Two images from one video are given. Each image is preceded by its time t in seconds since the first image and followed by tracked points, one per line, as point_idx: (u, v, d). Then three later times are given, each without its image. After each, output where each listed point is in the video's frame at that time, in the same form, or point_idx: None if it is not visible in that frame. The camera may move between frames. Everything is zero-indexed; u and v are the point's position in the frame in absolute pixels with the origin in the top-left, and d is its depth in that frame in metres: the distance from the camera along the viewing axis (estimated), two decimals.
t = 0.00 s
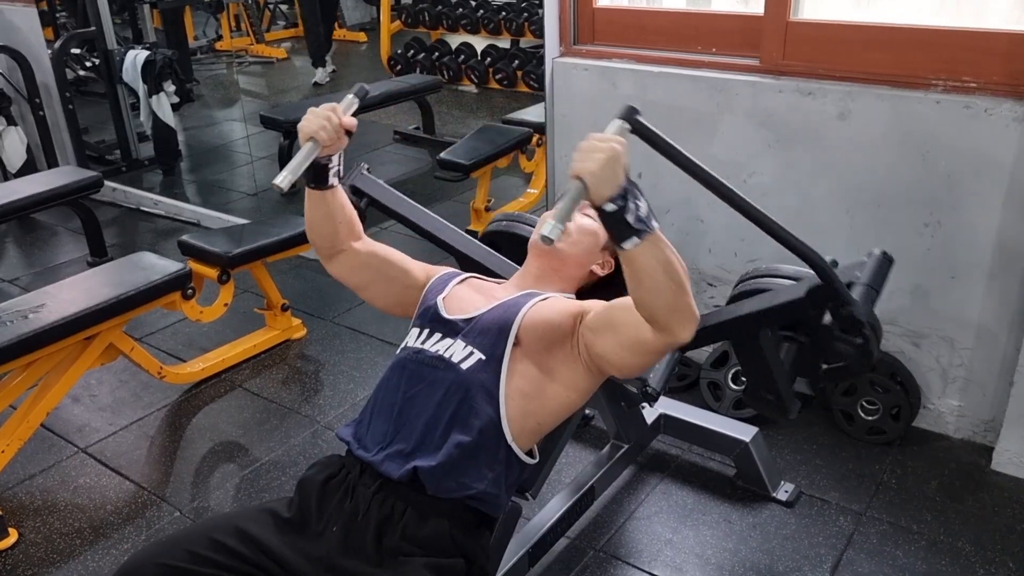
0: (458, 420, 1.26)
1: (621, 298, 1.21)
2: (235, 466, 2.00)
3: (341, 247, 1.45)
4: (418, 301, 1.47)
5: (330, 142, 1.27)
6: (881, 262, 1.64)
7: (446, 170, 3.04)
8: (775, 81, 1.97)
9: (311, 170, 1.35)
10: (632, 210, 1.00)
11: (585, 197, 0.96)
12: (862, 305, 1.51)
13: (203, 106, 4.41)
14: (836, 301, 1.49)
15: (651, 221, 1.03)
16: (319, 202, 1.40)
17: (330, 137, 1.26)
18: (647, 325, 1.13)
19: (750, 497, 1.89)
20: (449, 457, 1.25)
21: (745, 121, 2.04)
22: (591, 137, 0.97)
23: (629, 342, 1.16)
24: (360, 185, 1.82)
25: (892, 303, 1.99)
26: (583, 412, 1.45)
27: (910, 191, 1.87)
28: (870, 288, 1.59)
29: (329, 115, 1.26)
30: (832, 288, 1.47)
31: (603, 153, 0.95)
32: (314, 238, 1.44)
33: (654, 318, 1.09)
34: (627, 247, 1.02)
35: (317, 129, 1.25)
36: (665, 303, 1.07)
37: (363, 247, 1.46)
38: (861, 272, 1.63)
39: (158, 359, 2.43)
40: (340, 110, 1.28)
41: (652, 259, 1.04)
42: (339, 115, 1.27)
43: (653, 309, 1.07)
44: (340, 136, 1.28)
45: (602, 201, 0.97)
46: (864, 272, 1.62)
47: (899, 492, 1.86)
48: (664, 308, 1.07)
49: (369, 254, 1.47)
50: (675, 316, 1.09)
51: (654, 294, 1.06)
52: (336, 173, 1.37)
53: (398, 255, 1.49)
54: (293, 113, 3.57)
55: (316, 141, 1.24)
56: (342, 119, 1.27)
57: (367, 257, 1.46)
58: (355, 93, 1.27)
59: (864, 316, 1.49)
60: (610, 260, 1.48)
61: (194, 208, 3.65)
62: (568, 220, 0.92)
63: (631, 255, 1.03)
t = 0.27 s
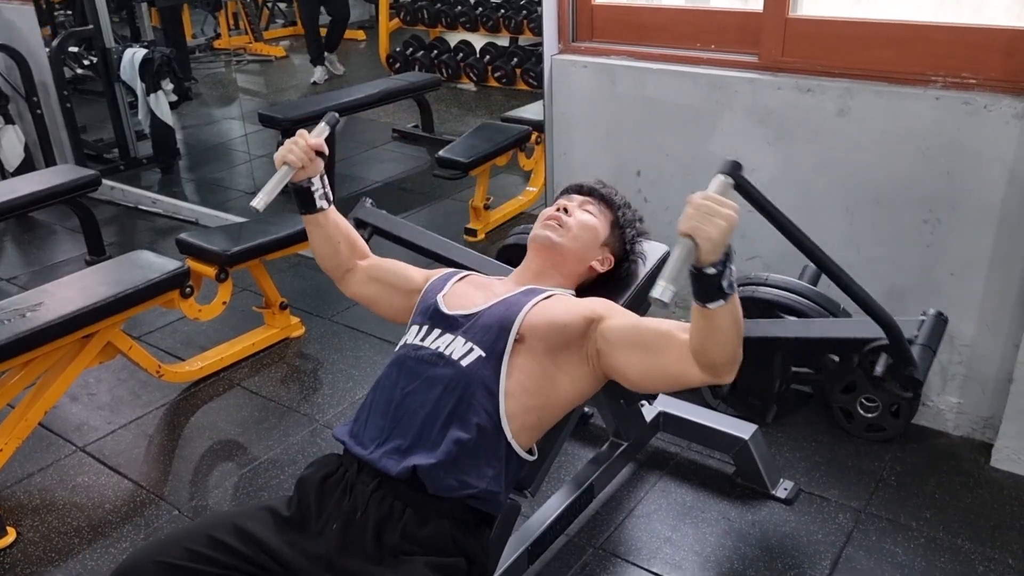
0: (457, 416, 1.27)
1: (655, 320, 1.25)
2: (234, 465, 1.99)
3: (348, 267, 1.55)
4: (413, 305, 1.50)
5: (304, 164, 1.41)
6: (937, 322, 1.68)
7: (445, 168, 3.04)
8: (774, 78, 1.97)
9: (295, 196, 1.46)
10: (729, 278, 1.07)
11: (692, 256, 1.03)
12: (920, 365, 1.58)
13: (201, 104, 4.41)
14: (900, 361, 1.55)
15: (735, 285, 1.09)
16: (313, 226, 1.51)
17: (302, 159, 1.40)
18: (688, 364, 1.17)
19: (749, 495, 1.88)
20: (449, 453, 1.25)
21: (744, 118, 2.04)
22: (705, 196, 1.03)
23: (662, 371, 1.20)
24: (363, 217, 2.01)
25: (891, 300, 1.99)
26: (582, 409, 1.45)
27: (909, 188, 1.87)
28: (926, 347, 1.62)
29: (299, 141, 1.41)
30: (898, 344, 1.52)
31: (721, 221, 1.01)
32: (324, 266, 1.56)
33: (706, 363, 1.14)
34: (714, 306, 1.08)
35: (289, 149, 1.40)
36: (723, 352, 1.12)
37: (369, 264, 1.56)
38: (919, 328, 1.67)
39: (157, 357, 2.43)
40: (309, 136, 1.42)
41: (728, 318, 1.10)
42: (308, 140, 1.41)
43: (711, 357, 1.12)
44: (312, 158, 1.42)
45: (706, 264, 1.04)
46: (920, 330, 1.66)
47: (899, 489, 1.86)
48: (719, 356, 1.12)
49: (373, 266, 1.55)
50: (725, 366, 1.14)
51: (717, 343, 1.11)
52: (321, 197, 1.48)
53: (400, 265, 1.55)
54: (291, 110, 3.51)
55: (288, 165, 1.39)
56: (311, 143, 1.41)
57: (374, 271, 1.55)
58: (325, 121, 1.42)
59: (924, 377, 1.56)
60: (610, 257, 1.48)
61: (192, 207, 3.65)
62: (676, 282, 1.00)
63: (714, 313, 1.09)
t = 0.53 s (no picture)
0: (455, 414, 1.27)
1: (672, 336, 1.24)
2: (234, 465, 2.00)
3: (356, 283, 1.57)
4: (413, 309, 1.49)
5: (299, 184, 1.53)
6: (958, 365, 1.64)
7: (445, 167, 3.04)
8: (774, 78, 1.97)
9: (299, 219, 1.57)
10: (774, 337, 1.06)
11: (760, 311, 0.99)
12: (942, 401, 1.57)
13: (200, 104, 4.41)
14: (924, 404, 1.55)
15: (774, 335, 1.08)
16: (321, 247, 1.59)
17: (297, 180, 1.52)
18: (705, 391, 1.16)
19: (749, 494, 1.89)
20: (448, 451, 1.25)
21: (743, 117, 2.04)
22: (774, 254, 1.02)
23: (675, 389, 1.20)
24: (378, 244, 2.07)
25: (891, 300, 1.99)
26: (582, 408, 1.45)
27: (908, 188, 1.87)
28: (949, 392, 1.58)
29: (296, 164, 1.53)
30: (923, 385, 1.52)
31: (792, 285, 1.00)
32: (336, 285, 1.60)
33: (724, 394, 1.13)
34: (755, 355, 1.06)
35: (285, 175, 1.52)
36: (743, 388, 1.11)
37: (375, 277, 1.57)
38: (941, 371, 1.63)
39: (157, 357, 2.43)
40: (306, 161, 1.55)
41: (761, 361, 1.09)
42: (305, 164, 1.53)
43: (732, 389, 1.12)
44: (307, 179, 1.54)
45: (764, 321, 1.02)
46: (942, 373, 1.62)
47: (899, 489, 1.86)
48: (738, 390, 1.12)
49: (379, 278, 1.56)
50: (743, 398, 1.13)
51: (742, 380, 1.10)
52: (323, 218, 1.58)
53: (405, 273, 1.55)
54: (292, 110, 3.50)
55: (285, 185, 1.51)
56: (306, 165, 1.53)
57: (379, 283, 1.55)
58: (318, 147, 1.54)
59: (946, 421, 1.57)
60: (610, 256, 1.48)
61: (191, 206, 3.65)
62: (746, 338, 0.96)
63: (749, 358, 1.07)
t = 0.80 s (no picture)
0: (455, 413, 1.26)
1: (672, 340, 1.23)
2: (233, 465, 1.99)
3: (358, 286, 1.57)
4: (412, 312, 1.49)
5: (305, 186, 1.52)
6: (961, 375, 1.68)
7: (444, 166, 3.03)
8: (773, 77, 1.97)
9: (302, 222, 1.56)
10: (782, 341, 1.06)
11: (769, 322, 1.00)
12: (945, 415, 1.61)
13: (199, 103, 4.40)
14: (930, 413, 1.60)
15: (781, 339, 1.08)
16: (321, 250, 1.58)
17: (303, 182, 1.51)
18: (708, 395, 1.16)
19: (749, 494, 1.88)
20: (449, 451, 1.25)
21: (743, 117, 2.04)
22: (779, 265, 1.02)
23: (675, 392, 1.20)
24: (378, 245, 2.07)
25: (891, 299, 1.99)
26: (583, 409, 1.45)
27: (908, 187, 1.86)
28: (951, 400, 1.62)
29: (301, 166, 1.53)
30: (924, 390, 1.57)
31: (799, 293, 1.01)
32: (338, 289, 1.59)
33: (727, 399, 1.13)
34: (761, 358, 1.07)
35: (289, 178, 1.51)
36: (745, 393, 1.11)
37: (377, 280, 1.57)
38: (945, 378, 1.67)
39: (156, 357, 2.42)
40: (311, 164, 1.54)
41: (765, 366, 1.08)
42: (310, 166, 1.53)
43: (735, 393, 1.11)
44: (312, 181, 1.53)
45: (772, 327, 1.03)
46: (946, 379, 1.67)
47: (899, 489, 1.86)
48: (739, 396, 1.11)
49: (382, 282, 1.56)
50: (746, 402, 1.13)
51: (743, 386, 1.10)
52: (326, 221, 1.57)
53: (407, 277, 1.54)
54: (290, 108, 3.49)
55: (292, 186, 1.50)
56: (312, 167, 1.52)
57: (381, 285, 1.55)
58: (322, 150, 1.53)
59: (948, 427, 1.63)
60: (610, 257, 1.48)
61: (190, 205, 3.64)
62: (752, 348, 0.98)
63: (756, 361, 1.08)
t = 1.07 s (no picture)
0: (454, 418, 1.26)
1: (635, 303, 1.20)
2: (230, 468, 1.99)
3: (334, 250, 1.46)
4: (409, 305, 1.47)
5: (318, 140, 1.28)
6: (903, 284, 1.68)
7: (441, 168, 3.03)
8: (771, 79, 1.97)
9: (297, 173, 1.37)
10: (677, 234, 1.00)
11: (634, 215, 0.95)
12: (886, 328, 1.60)
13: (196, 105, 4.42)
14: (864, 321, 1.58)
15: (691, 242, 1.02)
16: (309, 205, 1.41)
17: (314, 133, 1.27)
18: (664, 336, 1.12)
19: (747, 496, 1.88)
20: (447, 455, 1.25)
21: (740, 118, 2.03)
22: (639, 153, 0.95)
23: (645, 352, 1.15)
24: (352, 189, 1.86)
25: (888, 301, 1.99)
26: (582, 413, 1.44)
27: (905, 189, 1.86)
28: (890, 309, 1.63)
29: (316, 113, 1.27)
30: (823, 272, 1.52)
31: (662, 175, 0.94)
32: (307, 244, 1.46)
33: (678, 335, 1.08)
34: (669, 265, 1.01)
35: (300, 126, 1.26)
36: (693, 318, 1.05)
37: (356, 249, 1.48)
38: (883, 291, 1.68)
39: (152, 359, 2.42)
40: (323, 109, 1.29)
41: (693, 281, 1.03)
42: (324, 113, 1.28)
43: (681, 326, 1.06)
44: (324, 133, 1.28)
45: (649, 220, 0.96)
46: (885, 292, 1.67)
47: (896, 490, 1.86)
48: (689, 325, 1.06)
49: (364, 255, 1.48)
50: (699, 332, 1.08)
51: (685, 311, 1.05)
52: (325, 178, 1.39)
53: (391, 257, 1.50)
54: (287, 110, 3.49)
55: (307, 140, 1.26)
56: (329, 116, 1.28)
57: (361, 260, 1.48)
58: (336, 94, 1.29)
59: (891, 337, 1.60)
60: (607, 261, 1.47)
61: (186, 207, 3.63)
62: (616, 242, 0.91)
63: (671, 275, 1.02)
